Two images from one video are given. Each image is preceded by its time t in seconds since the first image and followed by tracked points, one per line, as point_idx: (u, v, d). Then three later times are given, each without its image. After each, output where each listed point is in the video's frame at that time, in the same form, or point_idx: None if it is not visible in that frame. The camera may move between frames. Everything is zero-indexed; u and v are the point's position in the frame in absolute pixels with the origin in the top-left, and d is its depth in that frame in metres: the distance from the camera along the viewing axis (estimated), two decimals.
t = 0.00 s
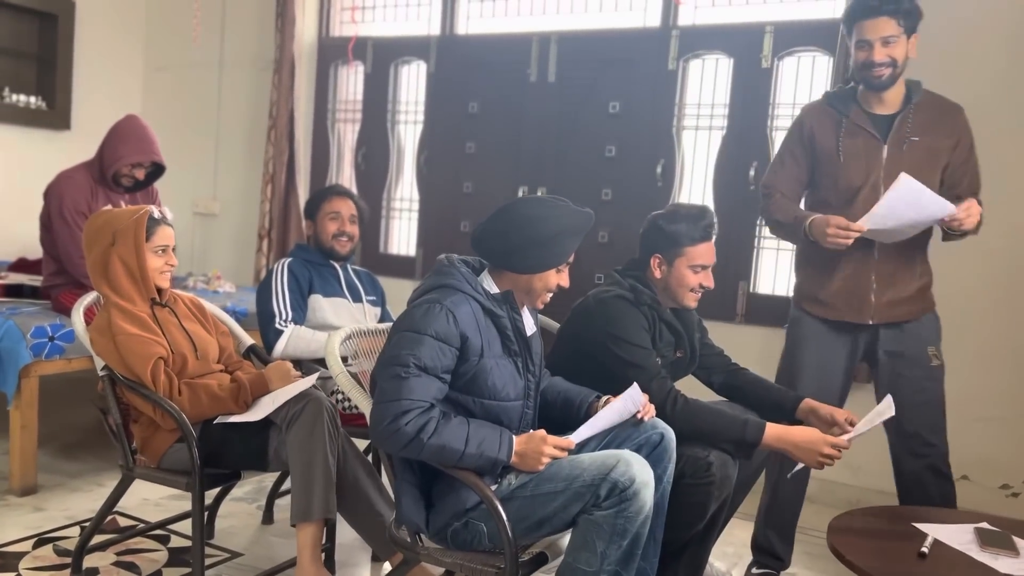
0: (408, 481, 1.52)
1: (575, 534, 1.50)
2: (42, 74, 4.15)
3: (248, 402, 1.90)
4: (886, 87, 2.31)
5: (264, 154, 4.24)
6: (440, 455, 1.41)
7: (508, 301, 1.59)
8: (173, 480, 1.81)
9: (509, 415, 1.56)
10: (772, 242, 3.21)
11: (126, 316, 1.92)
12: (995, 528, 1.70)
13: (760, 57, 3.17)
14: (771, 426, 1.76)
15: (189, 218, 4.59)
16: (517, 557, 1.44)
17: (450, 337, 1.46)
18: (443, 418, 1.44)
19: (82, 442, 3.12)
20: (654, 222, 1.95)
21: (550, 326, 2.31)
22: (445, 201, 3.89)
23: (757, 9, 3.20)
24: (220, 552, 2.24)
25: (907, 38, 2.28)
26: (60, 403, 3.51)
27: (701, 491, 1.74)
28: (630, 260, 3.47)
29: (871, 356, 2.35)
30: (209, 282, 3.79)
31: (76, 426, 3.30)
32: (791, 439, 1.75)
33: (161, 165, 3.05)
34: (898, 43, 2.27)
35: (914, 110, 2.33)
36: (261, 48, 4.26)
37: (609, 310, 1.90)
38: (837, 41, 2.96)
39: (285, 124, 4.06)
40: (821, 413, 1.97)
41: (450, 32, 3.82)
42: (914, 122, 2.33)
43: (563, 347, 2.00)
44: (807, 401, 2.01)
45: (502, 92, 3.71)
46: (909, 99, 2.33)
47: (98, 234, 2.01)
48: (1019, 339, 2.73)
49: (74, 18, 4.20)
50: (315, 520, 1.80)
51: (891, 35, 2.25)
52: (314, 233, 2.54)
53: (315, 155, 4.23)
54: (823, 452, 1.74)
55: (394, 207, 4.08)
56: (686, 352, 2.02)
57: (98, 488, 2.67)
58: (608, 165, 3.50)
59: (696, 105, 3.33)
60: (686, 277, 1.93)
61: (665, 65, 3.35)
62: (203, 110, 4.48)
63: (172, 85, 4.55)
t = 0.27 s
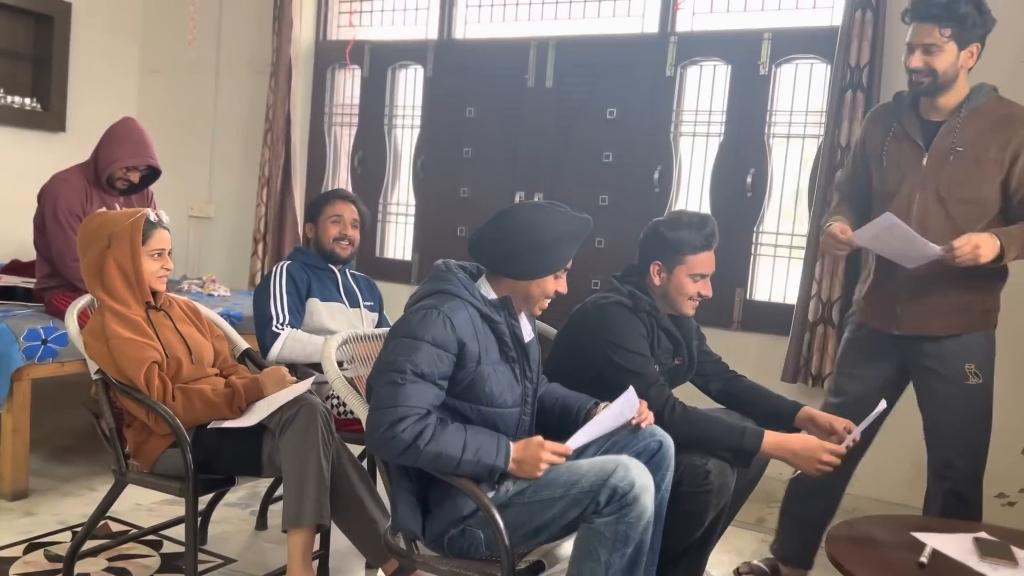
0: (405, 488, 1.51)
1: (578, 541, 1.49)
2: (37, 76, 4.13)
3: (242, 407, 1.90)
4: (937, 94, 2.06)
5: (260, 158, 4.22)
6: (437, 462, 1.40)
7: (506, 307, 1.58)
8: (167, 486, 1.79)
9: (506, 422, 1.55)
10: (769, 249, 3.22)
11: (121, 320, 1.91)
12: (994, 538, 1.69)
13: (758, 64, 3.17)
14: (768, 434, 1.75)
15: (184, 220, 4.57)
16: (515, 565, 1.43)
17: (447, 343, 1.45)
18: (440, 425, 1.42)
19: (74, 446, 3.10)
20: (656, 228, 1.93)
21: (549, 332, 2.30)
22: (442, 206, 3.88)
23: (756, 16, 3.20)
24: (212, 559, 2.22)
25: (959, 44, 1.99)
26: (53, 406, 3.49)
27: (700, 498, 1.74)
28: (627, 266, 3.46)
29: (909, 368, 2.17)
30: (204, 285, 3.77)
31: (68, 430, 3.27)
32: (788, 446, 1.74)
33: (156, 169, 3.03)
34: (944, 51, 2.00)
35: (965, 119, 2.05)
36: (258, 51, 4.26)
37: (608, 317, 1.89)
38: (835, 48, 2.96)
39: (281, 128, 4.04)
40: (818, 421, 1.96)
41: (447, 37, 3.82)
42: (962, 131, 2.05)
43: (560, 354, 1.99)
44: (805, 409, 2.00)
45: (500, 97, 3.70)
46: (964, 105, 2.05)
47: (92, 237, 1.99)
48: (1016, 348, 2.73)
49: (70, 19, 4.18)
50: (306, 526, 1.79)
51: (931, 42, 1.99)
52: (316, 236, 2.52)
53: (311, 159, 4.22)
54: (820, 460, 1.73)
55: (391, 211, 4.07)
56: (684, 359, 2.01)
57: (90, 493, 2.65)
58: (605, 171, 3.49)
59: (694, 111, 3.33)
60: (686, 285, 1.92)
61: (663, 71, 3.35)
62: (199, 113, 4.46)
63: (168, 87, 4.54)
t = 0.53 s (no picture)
0: (400, 509, 1.52)
1: (572, 562, 1.50)
2: (32, 84, 4.12)
3: (238, 425, 1.89)
4: (947, 114, 2.08)
5: (255, 169, 4.23)
6: (431, 483, 1.41)
7: (502, 327, 1.59)
8: (160, 503, 1.79)
9: (501, 443, 1.56)
10: (762, 264, 3.24)
11: (116, 336, 1.91)
12: (985, 559, 1.70)
13: (751, 80, 3.20)
14: (761, 450, 1.75)
15: (178, 230, 4.56)
16: None
17: (443, 365, 1.46)
18: (435, 446, 1.43)
19: (66, 458, 3.09)
20: (648, 245, 1.94)
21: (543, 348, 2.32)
22: (437, 218, 3.89)
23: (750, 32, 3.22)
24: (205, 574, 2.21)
25: (965, 67, 2.00)
26: (45, 417, 3.47)
27: (694, 515, 1.77)
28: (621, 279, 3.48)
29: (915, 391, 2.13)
30: (197, 296, 3.76)
31: (60, 441, 3.26)
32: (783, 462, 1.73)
33: (151, 183, 3.03)
34: (950, 73, 2.01)
35: (970, 138, 2.04)
36: (254, 62, 4.27)
37: (600, 335, 1.90)
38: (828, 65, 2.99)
39: (276, 139, 4.04)
40: (810, 436, 1.97)
41: (443, 50, 3.83)
42: (965, 151, 2.05)
43: (553, 372, 1.99)
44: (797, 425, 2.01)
45: (495, 110, 3.72)
46: (970, 125, 2.06)
47: (88, 253, 1.98)
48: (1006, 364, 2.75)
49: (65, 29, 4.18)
50: (304, 545, 1.80)
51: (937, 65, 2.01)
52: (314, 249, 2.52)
53: (306, 170, 4.23)
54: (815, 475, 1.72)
55: (386, 222, 4.08)
56: (676, 377, 2.02)
57: (82, 506, 2.64)
58: (600, 185, 3.51)
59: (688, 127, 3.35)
60: (674, 303, 1.93)
61: (657, 86, 3.37)
62: (194, 122, 4.46)
63: (163, 97, 4.54)
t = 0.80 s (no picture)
0: (393, 521, 1.53)
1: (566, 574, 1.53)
2: (25, 91, 4.12)
3: (233, 436, 1.92)
4: (939, 135, 2.18)
5: (248, 176, 4.23)
6: (426, 497, 1.41)
7: (497, 341, 1.60)
8: (154, 514, 1.79)
9: (495, 455, 1.56)
10: (753, 275, 3.26)
11: (110, 348, 1.92)
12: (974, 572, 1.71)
13: (743, 92, 3.22)
14: (750, 457, 1.77)
15: (170, 237, 4.55)
16: None
17: (438, 379, 1.47)
18: (429, 460, 1.44)
19: (56, 466, 3.07)
20: (634, 255, 1.96)
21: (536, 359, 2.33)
22: (430, 227, 3.90)
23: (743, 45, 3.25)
24: None
25: (951, 90, 2.13)
26: (37, 424, 3.46)
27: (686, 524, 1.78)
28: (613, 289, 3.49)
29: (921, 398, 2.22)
30: (190, 303, 3.76)
31: (51, 450, 3.25)
32: (772, 469, 1.75)
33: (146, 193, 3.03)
34: (938, 95, 2.13)
35: (959, 157, 2.14)
36: (248, 70, 4.27)
37: (590, 346, 1.91)
38: (820, 79, 3.02)
39: (271, 147, 4.05)
40: (799, 444, 1.99)
41: (438, 60, 3.85)
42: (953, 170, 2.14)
43: (542, 382, 2.00)
44: (786, 432, 2.03)
45: (488, 120, 3.73)
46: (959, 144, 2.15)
47: (82, 265, 1.98)
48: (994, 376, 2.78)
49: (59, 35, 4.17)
50: (299, 555, 1.78)
51: (925, 88, 2.13)
52: (308, 259, 2.52)
53: (300, 178, 4.23)
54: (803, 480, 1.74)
55: (379, 230, 4.09)
56: (665, 386, 2.03)
57: (72, 515, 2.63)
58: (593, 195, 3.52)
59: (680, 138, 3.38)
60: (661, 314, 1.94)
61: (650, 97, 3.39)
62: (188, 129, 4.46)
63: (157, 104, 4.54)
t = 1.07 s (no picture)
0: (381, 530, 1.52)
1: None
2: (15, 95, 4.11)
3: (222, 444, 1.90)
4: (928, 148, 2.23)
5: (239, 182, 4.23)
6: (413, 505, 1.42)
7: (485, 350, 1.60)
8: (142, 522, 1.79)
9: (483, 464, 1.57)
10: (742, 284, 3.28)
11: (99, 355, 1.91)
12: None
13: (732, 101, 3.24)
14: (737, 465, 1.78)
15: (160, 242, 4.54)
16: None
17: (426, 387, 1.47)
18: (417, 468, 1.44)
19: (44, 473, 3.06)
20: (622, 264, 1.97)
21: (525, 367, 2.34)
22: (420, 233, 3.91)
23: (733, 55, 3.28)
24: None
25: (935, 104, 2.17)
26: (24, 430, 3.45)
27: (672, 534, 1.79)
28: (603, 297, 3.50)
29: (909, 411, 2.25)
30: (179, 309, 3.75)
31: (38, 455, 3.23)
32: (760, 476, 1.76)
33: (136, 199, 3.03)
34: (922, 110, 2.18)
35: (945, 169, 2.19)
36: (239, 75, 4.27)
37: (579, 355, 1.91)
38: (809, 88, 3.04)
39: (261, 153, 4.04)
40: (786, 454, 2.00)
41: (429, 66, 3.85)
42: (940, 182, 2.19)
43: (531, 390, 2.00)
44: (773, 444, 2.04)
45: (479, 127, 3.74)
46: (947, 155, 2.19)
47: (69, 273, 1.96)
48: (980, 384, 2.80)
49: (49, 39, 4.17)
50: (289, 563, 1.78)
51: (909, 103, 2.19)
52: (299, 266, 2.52)
53: (290, 184, 4.23)
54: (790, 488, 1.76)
55: (370, 236, 4.09)
56: (654, 395, 2.04)
57: (59, 522, 2.62)
58: (584, 203, 3.53)
59: (670, 146, 3.39)
60: (647, 323, 1.95)
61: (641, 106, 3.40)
62: (178, 134, 4.46)
63: (148, 109, 4.53)
